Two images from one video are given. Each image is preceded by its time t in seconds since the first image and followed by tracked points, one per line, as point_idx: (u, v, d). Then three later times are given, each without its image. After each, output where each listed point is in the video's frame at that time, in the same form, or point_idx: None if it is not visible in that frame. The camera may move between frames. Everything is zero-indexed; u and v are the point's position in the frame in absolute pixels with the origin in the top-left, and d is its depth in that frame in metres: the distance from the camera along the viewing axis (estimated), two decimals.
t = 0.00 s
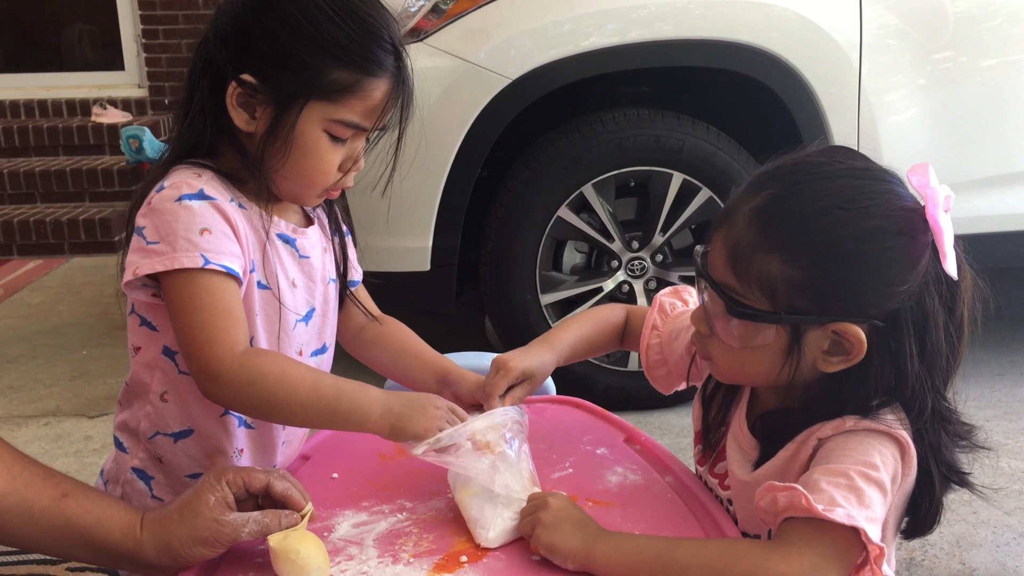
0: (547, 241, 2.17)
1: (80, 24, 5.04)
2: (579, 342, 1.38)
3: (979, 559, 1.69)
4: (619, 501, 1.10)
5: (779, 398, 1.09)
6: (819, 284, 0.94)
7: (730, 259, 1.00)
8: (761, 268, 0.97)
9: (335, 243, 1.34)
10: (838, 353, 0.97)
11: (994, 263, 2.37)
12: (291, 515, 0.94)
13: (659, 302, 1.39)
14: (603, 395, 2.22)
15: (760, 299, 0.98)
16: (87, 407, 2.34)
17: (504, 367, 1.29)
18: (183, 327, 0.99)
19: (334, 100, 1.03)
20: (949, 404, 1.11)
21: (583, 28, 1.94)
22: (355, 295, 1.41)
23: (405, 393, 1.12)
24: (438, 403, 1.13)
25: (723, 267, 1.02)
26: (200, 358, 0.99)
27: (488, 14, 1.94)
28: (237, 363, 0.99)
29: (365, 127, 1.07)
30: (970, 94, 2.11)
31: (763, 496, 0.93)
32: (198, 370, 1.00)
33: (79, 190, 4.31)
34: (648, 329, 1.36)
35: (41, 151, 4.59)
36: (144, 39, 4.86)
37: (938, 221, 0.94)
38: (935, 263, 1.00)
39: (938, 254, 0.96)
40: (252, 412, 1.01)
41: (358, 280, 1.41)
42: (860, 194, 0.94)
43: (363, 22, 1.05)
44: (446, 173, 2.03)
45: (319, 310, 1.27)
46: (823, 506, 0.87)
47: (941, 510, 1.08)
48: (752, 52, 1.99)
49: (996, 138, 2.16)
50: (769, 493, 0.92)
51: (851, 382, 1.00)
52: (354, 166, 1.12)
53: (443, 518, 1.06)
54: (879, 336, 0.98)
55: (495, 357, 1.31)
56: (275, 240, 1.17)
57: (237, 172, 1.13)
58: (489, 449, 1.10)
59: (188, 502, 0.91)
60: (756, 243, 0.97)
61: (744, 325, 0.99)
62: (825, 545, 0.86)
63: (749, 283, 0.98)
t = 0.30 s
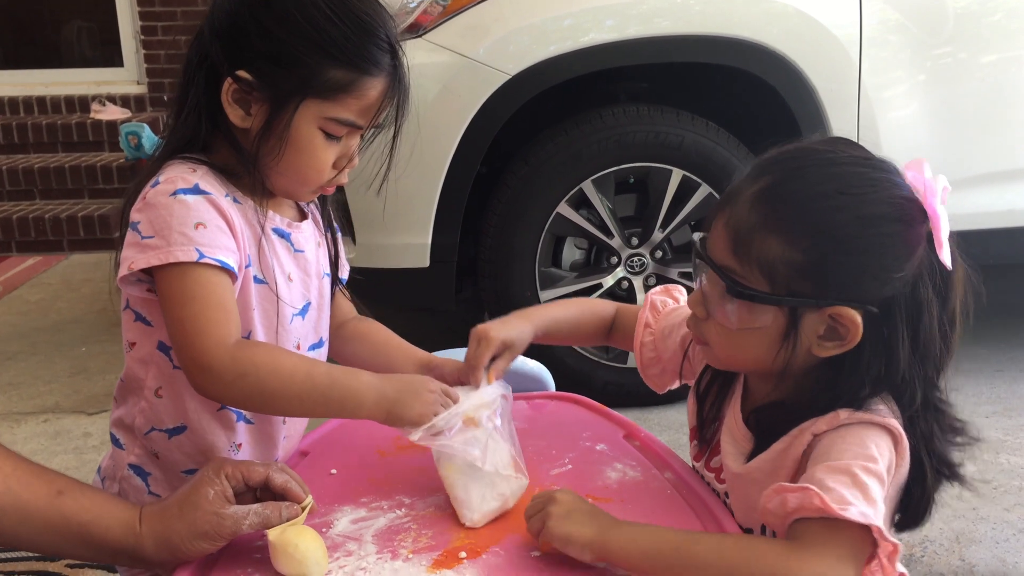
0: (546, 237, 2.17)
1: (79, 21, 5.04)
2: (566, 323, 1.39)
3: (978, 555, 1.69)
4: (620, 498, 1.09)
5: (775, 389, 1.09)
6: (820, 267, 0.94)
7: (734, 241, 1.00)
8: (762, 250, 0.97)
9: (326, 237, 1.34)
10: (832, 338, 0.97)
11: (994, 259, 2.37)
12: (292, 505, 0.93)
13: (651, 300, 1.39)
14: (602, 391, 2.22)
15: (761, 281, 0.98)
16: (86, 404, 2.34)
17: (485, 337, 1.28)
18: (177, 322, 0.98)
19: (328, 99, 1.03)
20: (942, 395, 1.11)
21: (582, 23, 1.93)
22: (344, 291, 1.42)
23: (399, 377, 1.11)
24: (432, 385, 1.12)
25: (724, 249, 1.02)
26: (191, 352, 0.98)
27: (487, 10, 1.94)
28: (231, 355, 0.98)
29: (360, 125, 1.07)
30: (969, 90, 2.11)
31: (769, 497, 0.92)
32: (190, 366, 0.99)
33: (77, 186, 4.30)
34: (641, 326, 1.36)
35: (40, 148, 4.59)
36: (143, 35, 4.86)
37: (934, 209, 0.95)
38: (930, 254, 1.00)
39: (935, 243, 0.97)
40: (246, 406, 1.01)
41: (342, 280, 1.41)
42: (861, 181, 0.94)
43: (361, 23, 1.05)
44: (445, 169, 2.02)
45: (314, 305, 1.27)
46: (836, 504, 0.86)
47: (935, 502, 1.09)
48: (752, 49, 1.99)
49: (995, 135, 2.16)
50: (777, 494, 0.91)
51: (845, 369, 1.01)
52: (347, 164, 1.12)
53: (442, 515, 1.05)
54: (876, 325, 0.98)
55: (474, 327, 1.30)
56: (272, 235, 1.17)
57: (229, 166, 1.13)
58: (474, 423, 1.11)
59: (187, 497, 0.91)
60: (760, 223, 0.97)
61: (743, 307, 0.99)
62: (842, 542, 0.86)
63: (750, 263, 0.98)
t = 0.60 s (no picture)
0: (546, 236, 2.17)
1: (79, 20, 5.04)
2: (540, 293, 1.42)
3: (978, 553, 1.70)
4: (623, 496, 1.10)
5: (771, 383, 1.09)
6: (812, 253, 0.94)
7: (723, 244, 0.98)
8: (757, 249, 0.96)
9: (321, 234, 1.35)
10: (833, 321, 0.97)
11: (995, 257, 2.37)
12: (297, 505, 0.95)
13: (642, 293, 1.40)
14: (603, 389, 2.22)
15: (762, 280, 0.96)
16: (87, 403, 2.34)
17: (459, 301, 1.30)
18: (172, 322, 0.99)
19: (327, 99, 1.03)
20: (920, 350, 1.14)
21: (582, 23, 1.94)
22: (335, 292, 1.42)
23: (393, 363, 1.10)
24: (426, 369, 1.11)
25: (714, 252, 0.99)
26: (187, 352, 0.99)
27: (487, 9, 1.94)
28: (226, 356, 0.99)
29: (356, 125, 1.08)
30: (969, 90, 2.11)
31: (789, 484, 0.89)
32: (183, 367, 0.99)
33: (78, 186, 4.30)
34: (633, 319, 1.37)
35: (40, 147, 4.59)
36: (143, 35, 4.86)
37: (903, 181, 1.01)
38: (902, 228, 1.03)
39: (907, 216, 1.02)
40: (244, 405, 1.01)
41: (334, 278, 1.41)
42: (836, 166, 0.97)
43: (360, 21, 1.06)
44: (446, 168, 2.03)
45: (311, 303, 1.28)
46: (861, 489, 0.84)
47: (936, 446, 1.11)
48: (753, 48, 1.99)
49: (994, 134, 2.17)
50: (799, 480, 0.88)
51: (848, 348, 1.01)
52: (343, 164, 1.12)
53: (443, 513, 1.06)
54: (870, 301, 0.99)
55: (449, 300, 1.31)
56: (270, 234, 1.17)
57: (228, 166, 1.13)
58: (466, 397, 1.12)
59: (191, 496, 0.92)
60: (749, 222, 0.96)
61: (745, 307, 0.97)
62: (862, 527, 0.84)
63: (747, 264, 0.96)
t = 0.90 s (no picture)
0: (549, 234, 2.17)
1: (82, 19, 5.04)
2: (557, 304, 1.41)
3: (982, 551, 1.69)
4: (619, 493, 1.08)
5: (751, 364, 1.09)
6: (790, 247, 0.96)
7: (707, 227, 1.02)
8: (735, 233, 0.99)
9: (326, 232, 1.35)
10: (807, 317, 0.99)
11: (999, 255, 2.37)
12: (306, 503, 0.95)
13: (648, 296, 1.40)
14: (606, 388, 2.22)
15: (734, 262, 0.99)
16: (91, 401, 2.34)
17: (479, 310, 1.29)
18: (173, 322, 0.98)
19: (330, 99, 1.03)
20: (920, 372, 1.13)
21: (585, 21, 1.94)
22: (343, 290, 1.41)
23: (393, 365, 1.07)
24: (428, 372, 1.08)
25: (700, 235, 1.04)
26: (190, 353, 0.98)
27: (491, 7, 1.94)
28: (227, 357, 0.98)
29: (360, 125, 1.08)
30: (973, 87, 2.11)
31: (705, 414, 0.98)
32: (185, 366, 0.99)
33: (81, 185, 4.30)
34: (639, 322, 1.38)
35: (44, 146, 4.59)
36: (146, 33, 4.86)
37: (899, 188, 1.01)
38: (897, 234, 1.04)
39: (902, 223, 1.03)
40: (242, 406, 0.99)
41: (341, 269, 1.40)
42: (830, 163, 0.98)
43: (365, 25, 1.05)
44: (449, 166, 2.03)
45: (316, 303, 1.27)
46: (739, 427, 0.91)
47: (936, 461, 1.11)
48: (757, 46, 1.99)
49: (997, 131, 2.16)
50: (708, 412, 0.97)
51: (818, 347, 1.02)
52: (348, 163, 1.12)
53: (447, 511, 1.06)
54: (847, 305, 1.01)
55: (470, 306, 1.30)
56: (275, 233, 1.17)
57: (231, 164, 1.13)
58: (467, 398, 1.09)
59: (200, 497, 0.92)
60: (733, 208, 0.99)
61: (716, 290, 1.00)
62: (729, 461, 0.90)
63: (724, 245, 1.00)
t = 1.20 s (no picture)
0: (553, 235, 2.17)
1: (87, 20, 5.06)
2: (564, 315, 1.40)
3: (987, 553, 1.69)
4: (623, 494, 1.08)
5: (761, 376, 1.10)
6: (765, 239, 0.99)
7: (687, 222, 1.06)
8: (713, 227, 1.03)
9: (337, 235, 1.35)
10: (785, 312, 1.01)
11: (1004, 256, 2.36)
12: (310, 505, 0.94)
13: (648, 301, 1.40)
14: (610, 389, 2.22)
15: (711, 254, 1.03)
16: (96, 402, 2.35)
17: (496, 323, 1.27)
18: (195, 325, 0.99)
19: (323, 83, 1.03)
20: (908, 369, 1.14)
21: (589, 22, 1.94)
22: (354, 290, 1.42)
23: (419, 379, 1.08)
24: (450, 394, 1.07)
25: (682, 232, 1.07)
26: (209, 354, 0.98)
27: (495, 8, 1.94)
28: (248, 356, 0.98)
29: (362, 104, 1.06)
30: (977, 88, 2.11)
31: (715, 459, 0.96)
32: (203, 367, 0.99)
33: (86, 185, 4.31)
34: (641, 330, 1.38)
35: (49, 147, 4.59)
36: (150, 34, 4.87)
37: (874, 184, 1.03)
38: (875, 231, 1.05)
39: (879, 219, 1.03)
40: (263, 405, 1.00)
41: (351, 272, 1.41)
42: (804, 159, 1.02)
43: (355, 11, 1.05)
44: (454, 167, 2.03)
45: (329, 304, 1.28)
46: (765, 475, 0.89)
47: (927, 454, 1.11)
48: (761, 47, 1.99)
49: (1003, 131, 2.16)
50: (720, 457, 0.95)
51: (803, 342, 1.04)
52: (353, 153, 1.10)
53: (451, 512, 1.06)
54: (825, 300, 1.01)
55: (484, 322, 1.27)
56: (290, 234, 1.18)
57: (243, 166, 1.12)
58: (494, 425, 1.07)
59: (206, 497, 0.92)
60: (710, 203, 1.03)
61: (694, 281, 1.04)
62: (763, 513, 0.88)
63: (702, 239, 1.04)
